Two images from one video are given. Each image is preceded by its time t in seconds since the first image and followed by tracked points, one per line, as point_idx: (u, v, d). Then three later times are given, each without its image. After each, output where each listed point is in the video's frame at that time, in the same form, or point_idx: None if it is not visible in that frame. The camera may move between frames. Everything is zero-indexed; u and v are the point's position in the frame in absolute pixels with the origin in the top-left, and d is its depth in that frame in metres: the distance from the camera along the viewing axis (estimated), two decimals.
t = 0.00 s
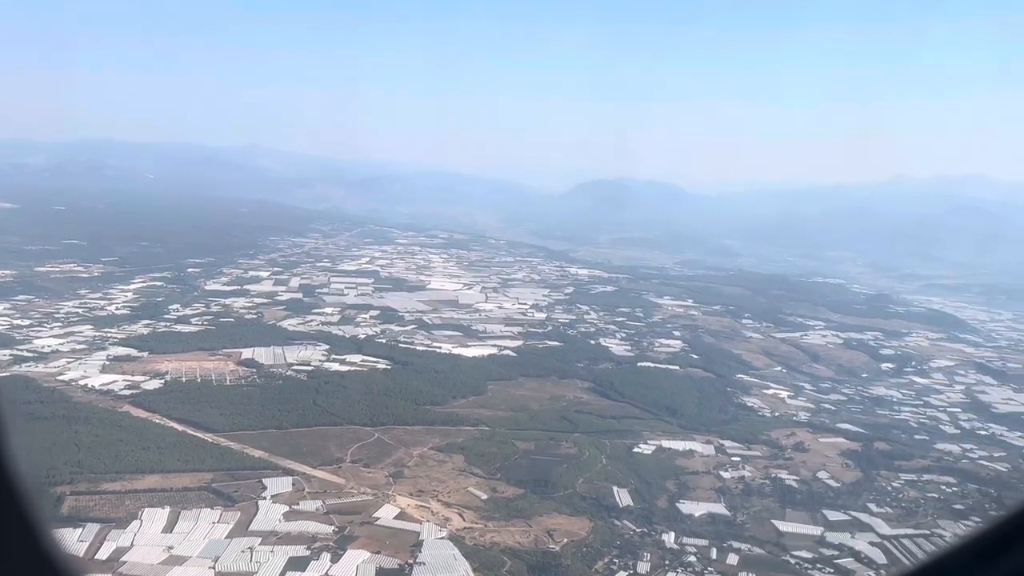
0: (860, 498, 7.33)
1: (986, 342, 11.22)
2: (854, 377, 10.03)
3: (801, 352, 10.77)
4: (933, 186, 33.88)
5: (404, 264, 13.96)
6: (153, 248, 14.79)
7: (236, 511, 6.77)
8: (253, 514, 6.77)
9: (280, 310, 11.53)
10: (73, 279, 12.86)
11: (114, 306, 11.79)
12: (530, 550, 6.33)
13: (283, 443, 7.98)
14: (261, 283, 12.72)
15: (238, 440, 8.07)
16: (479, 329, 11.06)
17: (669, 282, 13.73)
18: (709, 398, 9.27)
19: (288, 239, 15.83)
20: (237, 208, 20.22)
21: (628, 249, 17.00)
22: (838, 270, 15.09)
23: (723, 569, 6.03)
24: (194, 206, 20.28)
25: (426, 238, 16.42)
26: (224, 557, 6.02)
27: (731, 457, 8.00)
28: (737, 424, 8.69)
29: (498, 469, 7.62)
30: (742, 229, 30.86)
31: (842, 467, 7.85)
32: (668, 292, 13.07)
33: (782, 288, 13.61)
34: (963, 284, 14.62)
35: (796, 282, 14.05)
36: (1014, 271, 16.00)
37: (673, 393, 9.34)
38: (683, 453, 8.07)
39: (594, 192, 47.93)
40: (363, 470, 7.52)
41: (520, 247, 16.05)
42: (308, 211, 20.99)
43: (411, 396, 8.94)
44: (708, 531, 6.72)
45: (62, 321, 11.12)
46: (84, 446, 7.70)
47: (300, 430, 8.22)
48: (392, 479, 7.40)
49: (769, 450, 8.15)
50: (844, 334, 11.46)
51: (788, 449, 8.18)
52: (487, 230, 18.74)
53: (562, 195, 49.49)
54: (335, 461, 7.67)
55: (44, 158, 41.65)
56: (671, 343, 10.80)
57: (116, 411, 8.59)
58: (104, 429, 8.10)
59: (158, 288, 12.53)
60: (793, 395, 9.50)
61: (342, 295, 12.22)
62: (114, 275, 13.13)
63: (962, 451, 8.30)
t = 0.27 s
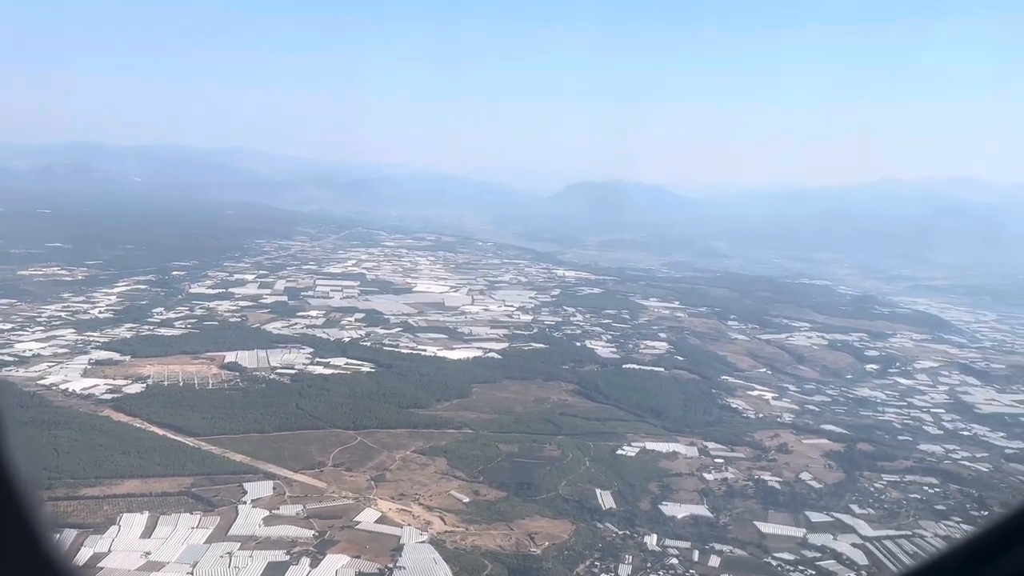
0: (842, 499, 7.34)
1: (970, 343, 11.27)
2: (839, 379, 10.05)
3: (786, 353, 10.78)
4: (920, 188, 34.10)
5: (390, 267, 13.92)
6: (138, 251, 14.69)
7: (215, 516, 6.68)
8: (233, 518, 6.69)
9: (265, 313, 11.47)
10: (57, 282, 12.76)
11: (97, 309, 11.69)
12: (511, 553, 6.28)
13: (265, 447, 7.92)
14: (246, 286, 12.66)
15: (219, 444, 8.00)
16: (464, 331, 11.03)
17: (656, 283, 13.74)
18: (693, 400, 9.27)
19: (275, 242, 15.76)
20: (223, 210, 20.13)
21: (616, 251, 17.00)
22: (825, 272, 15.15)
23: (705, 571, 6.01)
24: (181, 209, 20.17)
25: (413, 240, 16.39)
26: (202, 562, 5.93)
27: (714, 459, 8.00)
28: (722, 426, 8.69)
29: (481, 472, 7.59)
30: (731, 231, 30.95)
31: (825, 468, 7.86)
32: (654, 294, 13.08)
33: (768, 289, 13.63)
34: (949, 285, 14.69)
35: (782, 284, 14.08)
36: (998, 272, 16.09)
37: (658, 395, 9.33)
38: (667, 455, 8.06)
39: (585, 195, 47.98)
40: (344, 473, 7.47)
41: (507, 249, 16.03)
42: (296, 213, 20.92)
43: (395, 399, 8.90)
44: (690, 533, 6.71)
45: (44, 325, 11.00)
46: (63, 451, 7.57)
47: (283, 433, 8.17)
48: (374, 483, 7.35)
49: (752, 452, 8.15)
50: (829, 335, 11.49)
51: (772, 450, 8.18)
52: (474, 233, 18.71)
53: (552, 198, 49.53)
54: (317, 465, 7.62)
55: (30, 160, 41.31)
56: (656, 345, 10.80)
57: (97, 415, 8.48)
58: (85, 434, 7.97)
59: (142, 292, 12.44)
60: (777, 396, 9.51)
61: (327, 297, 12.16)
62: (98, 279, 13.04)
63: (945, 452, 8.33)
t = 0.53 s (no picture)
0: (825, 501, 7.34)
1: (954, 344, 11.32)
2: (823, 380, 10.06)
3: (771, 355, 10.80)
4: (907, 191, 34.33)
5: (377, 270, 13.87)
6: (123, 255, 14.58)
7: (194, 521, 6.59)
8: (212, 524, 6.59)
9: (249, 317, 11.41)
10: (39, 285, 12.64)
11: (80, 313, 11.58)
12: (491, 557, 6.22)
13: (247, 452, 7.85)
14: (231, 289, 12.59)
15: (200, 448, 7.92)
16: (450, 334, 10.99)
17: (642, 285, 13.75)
18: (677, 402, 9.26)
19: (261, 245, 15.68)
20: (210, 214, 20.03)
21: (603, 253, 17.00)
22: (811, 274, 15.20)
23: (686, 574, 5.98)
24: (167, 212, 20.03)
25: (400, 243, 16.35)
26: (180, 568, 5.82)
27: (697, 461, 7.99)
28: (706, 428, 8.68)
29: (463, 475, 7.55)
30: (719, 233, 31.04)
31: (808, 470, 7.87)
32: (641, 296, 13.08)
33: (754, 291, 13.65)
34: (933, 287, 14.76)
35: (768, 286, 14.12)
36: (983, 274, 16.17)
37: (642, 398, 9.32)
38: (650, 457, 8.04)
39: (576, 197, 47.98)
40: (326, 478, 7.43)
41: (495, 251, 16.01)
42: (283, 216, 20.83)
43: (378, 402, 8.86)
44: (672, 535, 6.70)
45: (25, 328, 10.88)
46: (40, 456, 7.42)
47: (264, 437, 8.10)
48: (355, 487, 7.30)
49: (735, 454, 8.15)
50: (814, 337, 11.51)
51: (755, 452, 8.19)
52: (462, 235, 18.69)
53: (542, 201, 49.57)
54: (299, 469, 7.56)
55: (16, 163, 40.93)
56: (641, 347, 10.79)
57: (77, 419, 8.35)
58: (63, 438, 7.83)
59: (125, 295, 12.35)
60: (762, 398, 9.51)
61: (312, 300, 12.11)
62: (82, 283, 12.93)
63: (928, 453, 8.35)
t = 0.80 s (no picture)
0: (808, 503, 7.34)
1: (939, 346, 11.36)
2: (808, 382, 10.08)
3: (757, 357, 10.81)
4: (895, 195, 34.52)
5: (363, 273, 13.83)
6: (108, 259, 14.47)
7: (173, 527, 6.49)
8: (191, 530, 6.50)
9: (234, 321, 11.35)
10: (22, 289, 12.53)
11: (63, 318, 11.47)
12: (472, 561, 6.17)
13: (228, 457, 7.78)
14: (216, 293, 12.52)
15: (181, 454, 7.84)
16: (435, 338, 10.96)
17: (629, 288, 13.76)
18: (662, 405, 9.26)
19: (248, 249, 15.61)
20: (197, 217, 19.92)
21: (591, 256, 17.01)
22: (798, 276, 15.24)
23: None
24: (154, 216, 19.90)
25: (387, 246, 16.31)
26: (157, 574, 5.72)
27: (681, 464, 7.98)
28: (690, 431, 8.68)
29: (446, 479, 7.51)
30: (708, 236, 31.08)
31: (791, 472, 7.87)
32: (627, 298, 13.08)
33: (741, 294, 13.68)
34: (919, 289, 14.82)
35: (755, 288, 14.15)
36: (969, 276, 16.25)
37: (627, 400, 9.31)
38: (634, 460, 8.03)
39: (567, 201, 48.01)
40: (307, 483, 7.37)
41: (482, 254, 15.99)
42: (271, 220, 20.75)
43: (362, 406, 8.82)
44: (655, 538, 6.68)
45: (6, 333, 10.76)
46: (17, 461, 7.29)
47: (246, 442, 8.05)
48: (337, 492, 7.26)
49: (719, 456, 8.14)
50: (799, 339, 11.54)
51: (739, 454, 8.19)
52: (450, 238, 18.66)
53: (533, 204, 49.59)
54: (280, 474, 7.51)
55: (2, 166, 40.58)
56: (627, 350, 10.79)
57: (57, 425, 8.22)
58: (41, 444, 7.70)
59: (109, 300, 12.26)
60: (747, 400, 9.52)
61: (298, 304, 12.06)
62: (65, 287, 12.82)
63: (911, 454, 8.37)
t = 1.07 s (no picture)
0: (791, 506, 7.34)
1: (923, 347, 11.40)
2: (793, 385, 10.09)
3: (742, 360, 10.82)
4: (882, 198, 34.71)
5: (349, 276, 13.78)
6: (92, 263, 14.35)
7: (152, 534, 6.37)
8: (170, 536, 6.39)
9: (218, 325, 11.28)
10: (4, 293, 12.38)
11: (45, 322, 11.33)
12: (452, 566, 6.11)
13: (209, 462, 7.70)
14: (200, 297, 12.44)
15: (162, 459, 7.74)
16: (421, 341, 10.93)
17: (616, 291, 13.76)
18: (647, 408, 9.25)
19: (234, 252, 15.53)
20: (183, 221, 19.82)
21: (579, 259, 17.01)
22: (785, 279, 15.28)
23: None
24: (139, 220, 19.75)
25: (374, 250, 16.27)
26: None
27: (664, 467, 7.97)
28: (674, 434, 8.67)
29: (429, 484, 7.46)
30: (697, 239, 31.14)
31: (774, 475, 7.87)
32: (614, 301, 13.08)
33: (727, 296, 13.70)
34: (905, 291, 14.88)
35: (741, 290, 14.18)
36: (954, 278, 16.34)
37: (612, 403, 9.30)
38: (618, 463, 8.02)
39: (557, 204, 48.04)
40: (288, 488, 7.31)
41: (470, 258, 15.96)
42: (257, 223, 20.66)
43: (345, 411, 8.77)
44: (638, 542, 6.66)
45: None
46: None
47: (227, 447, 7.98)
48: (318, 497, 7.20)
49: (703, 459, 8.14)
50: (785, 341, 11.56)
51: (723, 457, 8.18)
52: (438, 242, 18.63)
53: (523, 207, 49.61)
54: (261, 479, 7.44)
55: None
56: (613, 353, 10.78)
57: (36, 430, 8.03)
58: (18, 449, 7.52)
59: (92, 304, 12.15)
60: (731, 403, 9.52)
61: (283, 308, 12.00)
62: (48, 291, 12.69)
63: (894, 456, 8.40)
